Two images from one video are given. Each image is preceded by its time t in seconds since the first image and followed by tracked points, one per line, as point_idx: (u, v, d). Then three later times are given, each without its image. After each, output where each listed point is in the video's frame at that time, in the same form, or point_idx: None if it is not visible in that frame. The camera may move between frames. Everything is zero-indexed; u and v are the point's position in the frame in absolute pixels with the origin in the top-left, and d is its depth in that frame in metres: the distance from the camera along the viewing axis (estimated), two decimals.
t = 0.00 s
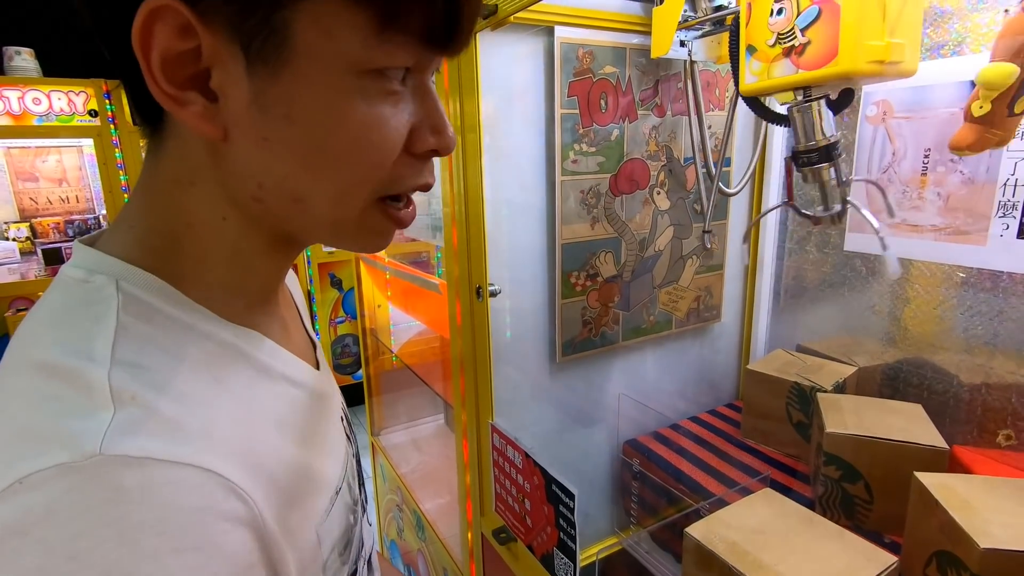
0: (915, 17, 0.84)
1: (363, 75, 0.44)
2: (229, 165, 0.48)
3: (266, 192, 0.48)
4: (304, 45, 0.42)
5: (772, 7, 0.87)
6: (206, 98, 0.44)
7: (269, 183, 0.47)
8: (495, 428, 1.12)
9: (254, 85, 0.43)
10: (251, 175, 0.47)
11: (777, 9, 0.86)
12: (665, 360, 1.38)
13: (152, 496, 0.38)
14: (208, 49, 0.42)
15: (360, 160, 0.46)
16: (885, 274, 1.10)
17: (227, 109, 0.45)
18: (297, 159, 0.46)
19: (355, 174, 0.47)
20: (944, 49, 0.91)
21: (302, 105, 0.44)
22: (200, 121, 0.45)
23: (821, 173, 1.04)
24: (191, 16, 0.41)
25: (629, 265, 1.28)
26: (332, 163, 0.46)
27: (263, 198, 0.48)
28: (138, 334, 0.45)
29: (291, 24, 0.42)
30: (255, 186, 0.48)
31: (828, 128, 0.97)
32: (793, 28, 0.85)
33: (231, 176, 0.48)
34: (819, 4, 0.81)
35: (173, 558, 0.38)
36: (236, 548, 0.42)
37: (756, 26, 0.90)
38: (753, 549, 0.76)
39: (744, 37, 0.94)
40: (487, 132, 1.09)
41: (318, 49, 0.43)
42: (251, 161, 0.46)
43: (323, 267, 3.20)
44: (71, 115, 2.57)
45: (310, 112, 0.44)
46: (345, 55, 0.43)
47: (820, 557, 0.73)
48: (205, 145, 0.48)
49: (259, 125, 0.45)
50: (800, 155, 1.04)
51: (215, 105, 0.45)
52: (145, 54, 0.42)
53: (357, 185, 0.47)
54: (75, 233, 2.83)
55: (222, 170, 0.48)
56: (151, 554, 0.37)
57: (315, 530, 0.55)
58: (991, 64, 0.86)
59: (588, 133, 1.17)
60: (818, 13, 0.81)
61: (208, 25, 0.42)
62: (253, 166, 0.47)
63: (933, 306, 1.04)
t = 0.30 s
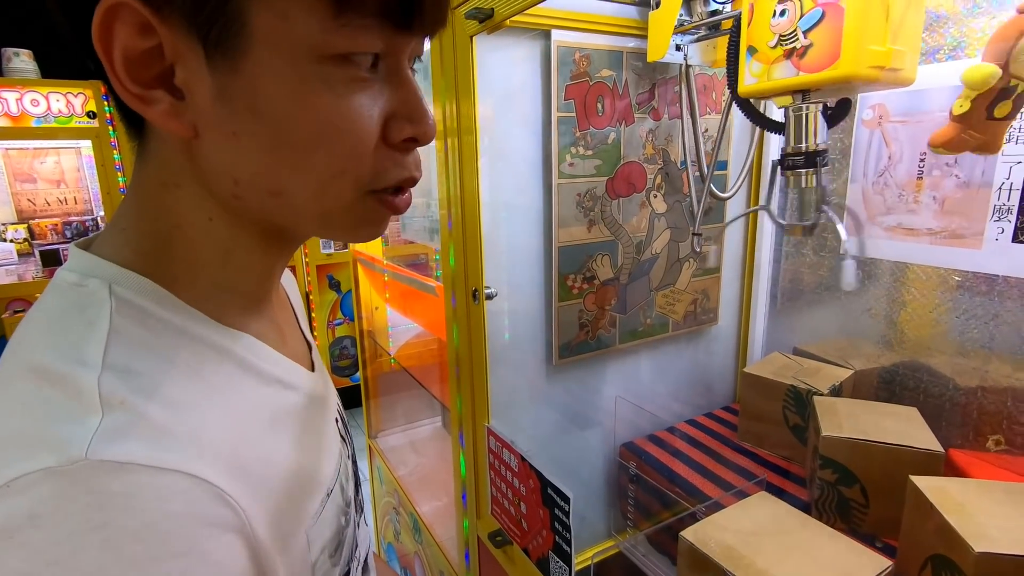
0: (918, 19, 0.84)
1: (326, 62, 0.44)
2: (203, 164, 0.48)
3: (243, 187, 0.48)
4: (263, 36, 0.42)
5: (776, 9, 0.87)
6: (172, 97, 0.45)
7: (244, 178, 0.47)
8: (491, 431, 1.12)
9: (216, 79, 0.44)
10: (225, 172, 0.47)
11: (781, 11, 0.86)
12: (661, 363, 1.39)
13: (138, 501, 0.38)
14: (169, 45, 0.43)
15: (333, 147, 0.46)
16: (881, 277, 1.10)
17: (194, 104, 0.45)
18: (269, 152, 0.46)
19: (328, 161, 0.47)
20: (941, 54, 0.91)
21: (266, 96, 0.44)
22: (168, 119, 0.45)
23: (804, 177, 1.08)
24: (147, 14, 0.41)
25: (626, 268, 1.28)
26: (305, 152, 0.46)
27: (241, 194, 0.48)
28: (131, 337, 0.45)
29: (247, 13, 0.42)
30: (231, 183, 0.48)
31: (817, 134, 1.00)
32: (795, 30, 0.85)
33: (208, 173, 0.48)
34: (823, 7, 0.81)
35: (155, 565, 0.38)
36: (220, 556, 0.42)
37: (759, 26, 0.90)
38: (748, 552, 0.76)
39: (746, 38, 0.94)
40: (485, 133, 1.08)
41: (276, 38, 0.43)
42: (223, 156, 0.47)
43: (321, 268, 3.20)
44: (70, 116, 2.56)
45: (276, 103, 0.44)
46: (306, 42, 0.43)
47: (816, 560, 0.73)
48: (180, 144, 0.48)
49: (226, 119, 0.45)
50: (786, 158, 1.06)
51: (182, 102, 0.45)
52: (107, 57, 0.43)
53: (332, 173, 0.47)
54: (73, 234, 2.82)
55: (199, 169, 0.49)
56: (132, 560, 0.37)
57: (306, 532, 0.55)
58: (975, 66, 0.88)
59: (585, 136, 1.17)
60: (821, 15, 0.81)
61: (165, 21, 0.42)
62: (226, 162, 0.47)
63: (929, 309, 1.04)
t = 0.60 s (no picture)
0: (919, 23, 0.85)
1: (332, 86, 0.44)
2: (206, 174, 0.48)
3: (242, 199, 0.48)
4: (273, 57, 0.43)
5: (779, 13, 0.88)
6: (179, 108, 0.45)
7: (243, 191, 0.48)
8: (492, 434, 1.13)
9: (223, 95, 0.44)
10: (226, 183, 0.48)
11: (784, 15, 0.87)
12: (660, 366, 1.39)
13: (134, 504, 0.38)
14: (180, 59, 0.43)
15: (334, 168, 0.47)
16: (879, 280, 1.11)
17: (199, 117, 0.45)
18: (269, 168, 0.46)
19: (328, 182, 0.47)
20: (935, 57, 0.91)
21: (270, 114, 0.44)
22: (174, 130, 0.46)
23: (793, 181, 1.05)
24: (162, 28, 0.42)
25: (625, 271, 1.29)
26: (304, 171, 0.46)
27: (240, 205, 0.49)
28: (129, 343, 0.45)
29: (258, 34, 0.42)
30: (231, 193, 0.48)
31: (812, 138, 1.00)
32: (798, 35, 0.86)
33: (209, 183, 0.49)
34: (824, 12, 0.82)
35: (156, 565, 0.38)
36: (220, 556, 0.43)
37: (761, 30, 0.91)
38: (747, 554, 0.76)
39: (748, 43, 0.95)
40: (484, 138, 1.10)
41: (285, 59, 0.43)
42: (224, 169, 0.47)
43: (321, 272, 3.20)
44: (71, 122, 2.56)
45: (279, 121, 0.44)
46: (313, 65, 0.43)
47: (814, 561, 0.74)
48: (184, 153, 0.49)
49: (231, 134, 0.45)
50: (779, 161, 1.05)
51: (188, 114, 0.45)
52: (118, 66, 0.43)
53: (331, 194, 0.48)
54: (73, 239, 2.83)
55: (201, 178, 0.49)
56: (133, 562, 0.38)
57: (301, 536, 0.56)
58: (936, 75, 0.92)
59: (583, 141, 1.17)
60: (822, 19, 0.82)
61: (179, 37, 0.43)
62: (227, 174, 0.47)
63: (928, 311, 1.04)
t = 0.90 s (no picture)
0: (920, 31, 0.86)
1: (351, 103, 0.46)
2: (218, 183, 0.49)
3: (252, 209, 0.49)
4: (298, 72, 0.44)
5: (780, 18, 0.88)
6: (197, 116, 0.45)
7: (255, 201, 0.48)
8: (493, 438, 1.13)
9: (245, 106, 0.44)
10: (238, 193, 0.48)
11: (784, 20, 0.88)
12: (661, 370, 1.39)
13: (131, 508, 0.39)
14: (204, 67, 0.43)
15: (347, 183, 0.48)
16: (880, 284, 1.11)
17: (218, 126, 0.45)
18: (283, 180, 0.47)
19: (341, 196, 0.48)
20: (935, 63, 0.92)
21: (290, 128, 0.45)
22: (192, 138, 0.46)
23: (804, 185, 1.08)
24: (189, 37, 0.42)
25: (626, 275, 1.30)
26: (317, 184, 0.47)
27: (249, 214, 0.49)
28: (125, 349, 0.45)
29: (285, 48, 0.43)
30: (241, 203, 0.49)
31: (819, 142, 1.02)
32: (798, 40, 0.86)
33: (219, 192, 0.49)
34: (825, 16, 0.82)
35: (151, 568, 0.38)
36: (217, 558, 0.42)
37: (763, 35, 0.92)
38: (748, 559, 0.76)
39: (750, 49, 0.95)
40: (485, 141, 1.09)
41: (309, 75, 0.44)
42: (237, 179, 0.47)
43: (322, 277, 3.21)
44: (74, 127, 2.58)
45: (298, 135, 0.45)
46: (335, 83, 0.44)
47: (814, 565, 0.74)
48: (195, 161, 0.49)
49: (250, 146, 0.46)
50: (789, 167, 1.07)
51: (207, 122, 0.45)
52: (141, 72, 0.43)
53: (342, 208, 0.49)
54: (75, 243, 2.84)
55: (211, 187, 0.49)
56: (129, 564, 0.37)
57: (301, 541, 0.56)
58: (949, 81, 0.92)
59: (585, 146, 1.18)
60: (823, 24, 0.82)
61: (206, 47, 0.43)
62: (240, 183, 0.48)
63: (928, 316, 1.04)
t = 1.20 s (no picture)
0: (932, 29, 0.85)
1: (354, 109, 0.46)
2: (219, 188, 0.48)
3: (254, 214, 0.48)
4: (301, 78, 0.44)
5: (785, 21, 0.88)
6: (199, 122, 0.45)
7: (257, 206, 0.48)
8: (492, 442, 1.13)
9: (248, 112, 0.44)
10: (240, 198, 0.48)
11: (790, 23, 0.88)
12: (661, 373, 1.39)
13: (119, 514, 0.38)
14: (206, 74, 0.44)
15: (350, 188, 0.47)
16: (881, 287, 1.11)
17: (220, 132, 0.45)
18: (287, 185, 0.46)
19: (344, 201, 0.48)
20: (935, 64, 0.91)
21: (293, 134, 0.45)
22: (194, 144, 0.46)
23: (827, 189, 1.07)
24: (191, 44, 0.42)
25: (626, 278, 1.29)
26: (321, 189, 0.47)
27: (250, 220, 0.49)
28: (115, 355, 0.45)
29: (288, 54, 0.43)
30: (243, 208, 0.48)
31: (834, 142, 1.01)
32: (806, 43, 0.87)
33: (220, 197, 0.49)
34: (832, 20, 0.83)
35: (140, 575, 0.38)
36: (208, 565, 0.42)
37: (768, 39, 0.92)
38: (751, 564, 0.76)
39: (757, 52, 0.96)
40: (485, 146, 1.10)
41: (313, 81, 0.44)
42: (240, 184, 0.47)
43: (322, 279, 3.21)
44: (75, 130, 2.58)
45: (301, 140, 0.45)
46: (338, 88, 0.45)
47: (814, 570, 0.73)
48: (195, 167, 0.49)
49: (253, 151, 0.45)
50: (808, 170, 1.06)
51: (209, 129, 0.45)
52: (144, 79, 0.43)
53: (345, 213, 0.49)
54: (76, 246, 2.83)
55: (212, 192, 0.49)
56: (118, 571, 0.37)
57: (294, 547, 0.55)
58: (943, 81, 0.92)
59: (585, 149, 1.18)
60: (830, 27, 0.83)
61: (208, 53, 0.43)
62: (242, 189, 0.47)
63: (930, 318, 1.04)
